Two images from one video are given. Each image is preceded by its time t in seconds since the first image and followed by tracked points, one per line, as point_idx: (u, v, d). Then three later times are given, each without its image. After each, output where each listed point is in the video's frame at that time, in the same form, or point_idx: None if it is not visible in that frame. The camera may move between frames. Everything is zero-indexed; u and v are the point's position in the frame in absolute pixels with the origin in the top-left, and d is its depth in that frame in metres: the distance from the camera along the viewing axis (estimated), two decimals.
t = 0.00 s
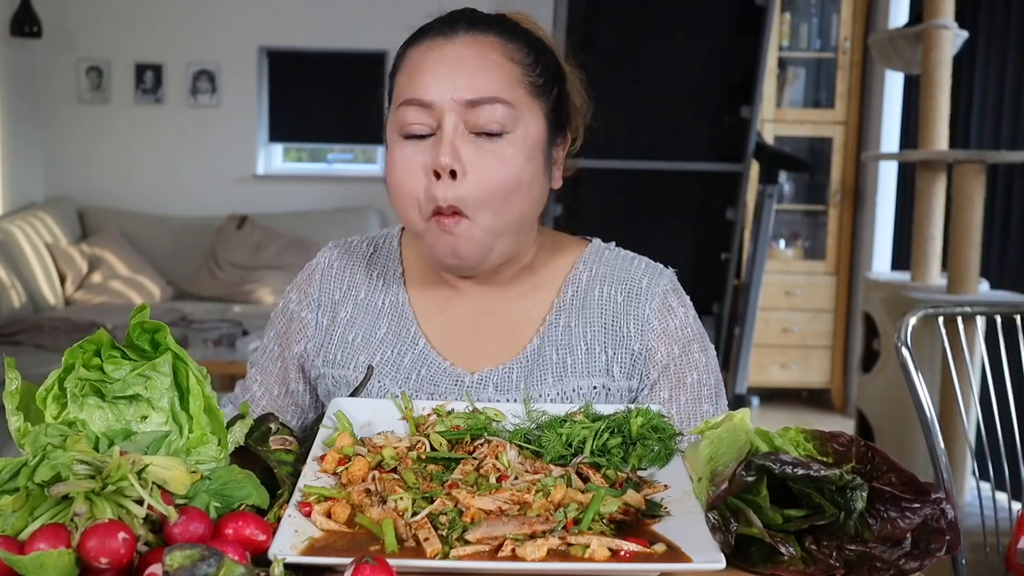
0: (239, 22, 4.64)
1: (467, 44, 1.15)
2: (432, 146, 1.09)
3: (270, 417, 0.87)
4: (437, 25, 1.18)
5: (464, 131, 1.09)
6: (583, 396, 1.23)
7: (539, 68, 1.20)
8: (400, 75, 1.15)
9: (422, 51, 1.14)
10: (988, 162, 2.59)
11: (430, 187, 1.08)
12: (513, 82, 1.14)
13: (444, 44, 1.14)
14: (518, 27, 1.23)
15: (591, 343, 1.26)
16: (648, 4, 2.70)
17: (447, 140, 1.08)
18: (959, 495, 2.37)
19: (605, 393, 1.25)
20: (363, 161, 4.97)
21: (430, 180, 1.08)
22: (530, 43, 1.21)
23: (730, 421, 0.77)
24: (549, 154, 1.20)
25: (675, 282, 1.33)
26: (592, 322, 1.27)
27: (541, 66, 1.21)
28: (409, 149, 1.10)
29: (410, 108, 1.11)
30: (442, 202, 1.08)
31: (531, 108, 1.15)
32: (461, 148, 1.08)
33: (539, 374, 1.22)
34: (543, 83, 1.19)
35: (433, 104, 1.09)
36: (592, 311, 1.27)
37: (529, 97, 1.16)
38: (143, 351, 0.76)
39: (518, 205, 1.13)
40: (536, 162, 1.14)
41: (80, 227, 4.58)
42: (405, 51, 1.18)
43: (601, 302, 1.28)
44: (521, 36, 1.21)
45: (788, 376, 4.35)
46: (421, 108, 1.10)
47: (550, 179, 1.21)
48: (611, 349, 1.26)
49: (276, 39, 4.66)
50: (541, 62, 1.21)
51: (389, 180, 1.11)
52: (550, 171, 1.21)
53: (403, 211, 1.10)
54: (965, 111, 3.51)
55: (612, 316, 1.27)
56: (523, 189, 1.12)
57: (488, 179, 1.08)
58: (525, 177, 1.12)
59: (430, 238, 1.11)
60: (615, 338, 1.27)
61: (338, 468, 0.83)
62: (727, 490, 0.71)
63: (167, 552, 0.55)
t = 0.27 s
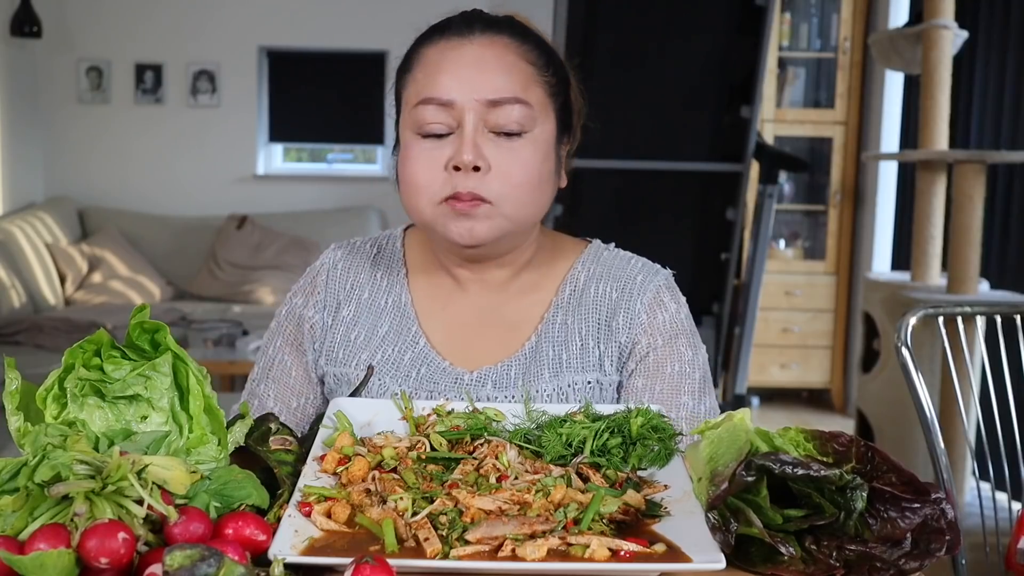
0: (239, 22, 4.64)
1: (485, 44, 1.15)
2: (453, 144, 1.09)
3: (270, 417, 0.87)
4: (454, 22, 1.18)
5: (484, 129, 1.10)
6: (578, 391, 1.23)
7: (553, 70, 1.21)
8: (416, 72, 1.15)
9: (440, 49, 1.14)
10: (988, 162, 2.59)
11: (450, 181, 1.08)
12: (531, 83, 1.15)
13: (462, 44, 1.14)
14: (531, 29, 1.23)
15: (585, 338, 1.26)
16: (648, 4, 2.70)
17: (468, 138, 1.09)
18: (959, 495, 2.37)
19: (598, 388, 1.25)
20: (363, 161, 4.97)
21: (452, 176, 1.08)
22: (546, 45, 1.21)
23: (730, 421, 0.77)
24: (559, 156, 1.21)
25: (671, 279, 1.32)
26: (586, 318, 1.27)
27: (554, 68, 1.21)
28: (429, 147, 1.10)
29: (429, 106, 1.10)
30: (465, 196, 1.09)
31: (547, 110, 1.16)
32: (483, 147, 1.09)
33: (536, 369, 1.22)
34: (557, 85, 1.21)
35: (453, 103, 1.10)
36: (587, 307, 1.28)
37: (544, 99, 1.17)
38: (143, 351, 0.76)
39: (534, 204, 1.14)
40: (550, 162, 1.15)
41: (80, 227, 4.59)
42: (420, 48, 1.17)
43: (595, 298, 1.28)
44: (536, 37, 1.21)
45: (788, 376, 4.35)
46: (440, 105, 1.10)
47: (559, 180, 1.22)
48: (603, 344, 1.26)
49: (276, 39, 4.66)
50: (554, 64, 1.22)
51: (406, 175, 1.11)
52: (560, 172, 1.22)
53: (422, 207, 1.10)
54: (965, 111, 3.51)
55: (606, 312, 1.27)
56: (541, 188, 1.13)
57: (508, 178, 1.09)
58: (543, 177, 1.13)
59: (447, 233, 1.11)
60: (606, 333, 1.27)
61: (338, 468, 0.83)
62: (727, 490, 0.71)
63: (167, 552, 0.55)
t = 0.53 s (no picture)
0: (239, 22, 4.64)
1: (479, 39, 1.15)
2: (442, 136, 1.09)
3: (270, 417, 0.87)
4: (450, 20, 1.18)
5: (473, 122, 1.10)
6: (579, 389, 1.23)
7: (552, 65, 1.20)
8: (413, 69, 1.15)
9: (434, 45, 1.15)
10: (988, 162, 2.59)
11: (441, 174, 1.08)
12: (524, 77, 1.15)
13: (457, 40, 1.14)
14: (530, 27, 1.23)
15: (586, 336, 1.25)
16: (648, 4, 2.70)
17: (457, 131, 1.08)
18: (959, 495, 2.37)
19: (598, 386, 1.24)
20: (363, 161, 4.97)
21: (442, 169, 1.08)
22: (543, 41, 1.21)
23: (730, 421, 0.77)
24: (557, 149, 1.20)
25: (672, 276, 1.31)
26: (585, 315, 1.27)
27: (552, 64, 1.21)
28: (420, 140, 1.10)
29: (421, 100, 1.11)
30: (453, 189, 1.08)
31: (542, 103, 1.16)
32: (471, 139, 1.08)
33: (537, 367, 1.22)
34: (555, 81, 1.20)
35: (443, 96, 1.10)
36: (587, 304, 1.27)
37: (538, 94, 1.16)
38: (143, 351, 0.76)
39: (526, 197, 1.13)
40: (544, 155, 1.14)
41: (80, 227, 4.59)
42: (417, 46, 1.18)
43: (596, 295, 1.28)
44: (533, 34, 1.21)
45: (788, 376, 4.35)
46: (431, 99, 1.10)
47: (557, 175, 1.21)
48: (603, 340, 1.26)
49: (276, 39, 4.66)
50: (552, 60, 1.21)
51: (400, 171, 1.11)
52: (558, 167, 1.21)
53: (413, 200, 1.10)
54: (965, 112, 3.51)
55: (605, 309, 1.27)
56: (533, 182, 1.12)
57: (498, 170, 1.09)
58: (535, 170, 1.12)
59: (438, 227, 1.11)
60: (606, 330, 1.26)
61: (338, 468, 0.83)
62: (727, 490, 0.71)
63: (166, 553, 0.55)
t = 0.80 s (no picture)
0: (239, 22, 4.64)
1: (464, 31, 1.15)
2: (425, 129, 1.09)
3: (270, 417, 0.87)
4: (437, 14, 1.18)
5: (456, 114, 1.09)
6: (574, 391, 1.22)
7: (540, 60, 1.20)
8: (398, 63, 1.16)
9: (420, 38, 1.15)
10: (988, 162, 2.59)
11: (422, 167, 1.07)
12: (509, 70, 1.15)
13: (442, 32, 1.14)
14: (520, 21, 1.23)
15: (581, 337, 1.25)
16: (648, 4, 2.70)
17: (439, 123, 1.08)
18: (959, 495, 2.37)
19: (594, 389, 1.24)
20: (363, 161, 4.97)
21: (424, 162, 1.07)
22: (532, 33, 1.21)
23: (730, 421, 0.77)
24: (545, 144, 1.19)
25: (667, 277, 1.31)
26: (580, 316, 1.26)
27: (541, 58, 1.21)
28: (403, 133, 1.10)
29: (406, 92, 1.11)
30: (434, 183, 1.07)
31: (529, 95, 1.16)
32: (453, 132, 1.08)
33: (530, 371, 1.22)
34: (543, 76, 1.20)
35: (427, 89, 1.10)
36: (582, 305, 1.27)
37: (525, 85, 1.16)
38: (143, 351, 0.76)
39: (510, 192, 1.12)
40: (530, 149, 1.14)
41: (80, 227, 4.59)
42: (403, 40, 1.18)
43: (590, 297, 1.28)
44: (521, 26, 1.21)
45: (788, 376, 4.35)
46: (415, 92, 1.10)
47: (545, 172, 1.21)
48: (598, 342, 1.25)
49: (275, 39, 4.66)
50: (541, 55, 1.21)
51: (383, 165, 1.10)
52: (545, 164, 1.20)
53: (395, 195, 1.09)
54: (965, 112, 3.51)
55: (600, 310, 1.27)
56: (517, 175, 1.11)
57: (480, 162, 1.08)
58: (519, 164, 1.12)
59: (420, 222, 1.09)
60: (601, 331, 1.26)
61: (338, 468, 0.83)
62: (727, 490, 0.71)
63: (167, 552, 0.55)
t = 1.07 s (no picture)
0: (239, 22, 4.64)
1: (445, 25, 1.15)
2: (400, 125, 1.08)
3: (270, 417, 0.87)
4: (417, 7, 1.18)
5: (433, 112, 1.09)
6: (557, 398, 1.22)
7: (522, 57, 1.20)
8: (377, 56, 1.15)
9: (399, 32, 1.15)
10: (988, 162, 2.59)
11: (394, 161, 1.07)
12: (490, 67, 1.14)
13: (421, 26, 1.14)
14: (503, 16, 1.23)
15: (562, 342, 1.25)
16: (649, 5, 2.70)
17: (414, 120, 1.08)
18: (959, 496, 2.37)
19: (578, 394, 1.24)
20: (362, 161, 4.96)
21: (396, 158, 1.07)
22: (512, 27, 1.21)
23: (730, 421, 0.78)
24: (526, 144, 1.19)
25: (650, 275, 1.30)
26: (561, 320, 1.25)
27: (522, 55, 1.20)
28: (378, 128, 1.10)
29: (383, 88, 1.11)
30: (406, 177, 1.07)
31: (508, 93, 1.15)
32: (429, 129, 1.08)
33: (511, 378, 1.22)
34: (524, 72, 1.19)
35: (403, 85, 1.09)
36: (562, 309, 1.26)
37: (505, 83, 1.15)
38: (142, 350, 0.77)
39: (486, 191, 1.11)
40: (508, 147, 1.13)
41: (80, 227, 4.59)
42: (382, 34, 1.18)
43: (571, 299, 1.27)
44: (502, 21, 1.21)
45: (788, 376, 4.36)
46: (392, 87, 1.10)
47: (524, 171, 1.20)
48: (581, 347, 1.25)
49: (275, 39, 4.66)
50: (523, 52, 1.21)
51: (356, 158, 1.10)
52: (525, 163, 1.20)
53: (367, 191, 1.09)
54: (965, 112, 3.50)
55: (581, 313, 1.26)
56: (493, 175, 1.11)
57: (453, 160, 1.08)
58: (496, 163, 1.11)
59: (390, 217, 1.09)
60: (584, 336, 1.25)
61: (338, 468, 0.83)
62: (727, 490, 0.71)
63: (167, 552, 0.55)
